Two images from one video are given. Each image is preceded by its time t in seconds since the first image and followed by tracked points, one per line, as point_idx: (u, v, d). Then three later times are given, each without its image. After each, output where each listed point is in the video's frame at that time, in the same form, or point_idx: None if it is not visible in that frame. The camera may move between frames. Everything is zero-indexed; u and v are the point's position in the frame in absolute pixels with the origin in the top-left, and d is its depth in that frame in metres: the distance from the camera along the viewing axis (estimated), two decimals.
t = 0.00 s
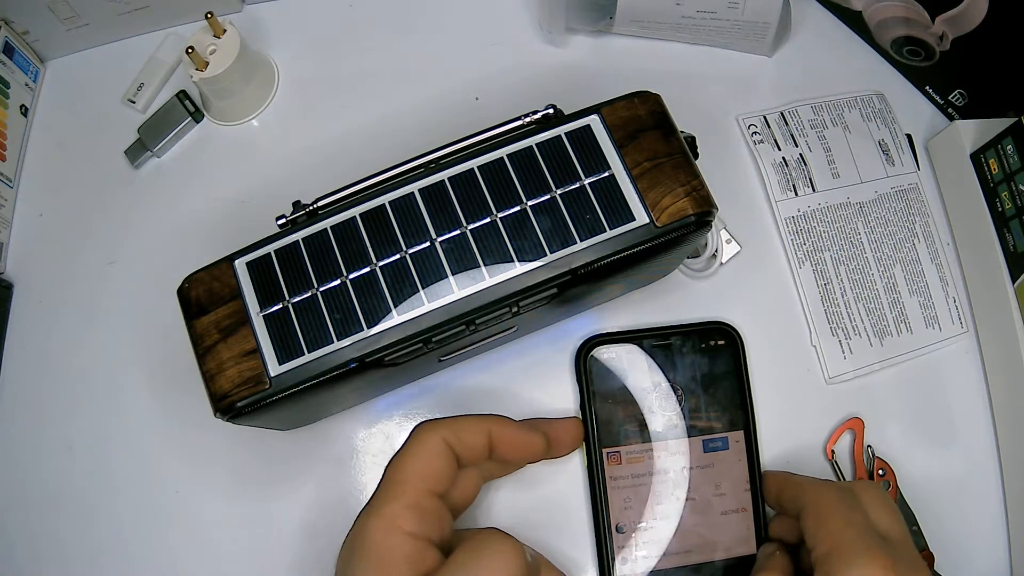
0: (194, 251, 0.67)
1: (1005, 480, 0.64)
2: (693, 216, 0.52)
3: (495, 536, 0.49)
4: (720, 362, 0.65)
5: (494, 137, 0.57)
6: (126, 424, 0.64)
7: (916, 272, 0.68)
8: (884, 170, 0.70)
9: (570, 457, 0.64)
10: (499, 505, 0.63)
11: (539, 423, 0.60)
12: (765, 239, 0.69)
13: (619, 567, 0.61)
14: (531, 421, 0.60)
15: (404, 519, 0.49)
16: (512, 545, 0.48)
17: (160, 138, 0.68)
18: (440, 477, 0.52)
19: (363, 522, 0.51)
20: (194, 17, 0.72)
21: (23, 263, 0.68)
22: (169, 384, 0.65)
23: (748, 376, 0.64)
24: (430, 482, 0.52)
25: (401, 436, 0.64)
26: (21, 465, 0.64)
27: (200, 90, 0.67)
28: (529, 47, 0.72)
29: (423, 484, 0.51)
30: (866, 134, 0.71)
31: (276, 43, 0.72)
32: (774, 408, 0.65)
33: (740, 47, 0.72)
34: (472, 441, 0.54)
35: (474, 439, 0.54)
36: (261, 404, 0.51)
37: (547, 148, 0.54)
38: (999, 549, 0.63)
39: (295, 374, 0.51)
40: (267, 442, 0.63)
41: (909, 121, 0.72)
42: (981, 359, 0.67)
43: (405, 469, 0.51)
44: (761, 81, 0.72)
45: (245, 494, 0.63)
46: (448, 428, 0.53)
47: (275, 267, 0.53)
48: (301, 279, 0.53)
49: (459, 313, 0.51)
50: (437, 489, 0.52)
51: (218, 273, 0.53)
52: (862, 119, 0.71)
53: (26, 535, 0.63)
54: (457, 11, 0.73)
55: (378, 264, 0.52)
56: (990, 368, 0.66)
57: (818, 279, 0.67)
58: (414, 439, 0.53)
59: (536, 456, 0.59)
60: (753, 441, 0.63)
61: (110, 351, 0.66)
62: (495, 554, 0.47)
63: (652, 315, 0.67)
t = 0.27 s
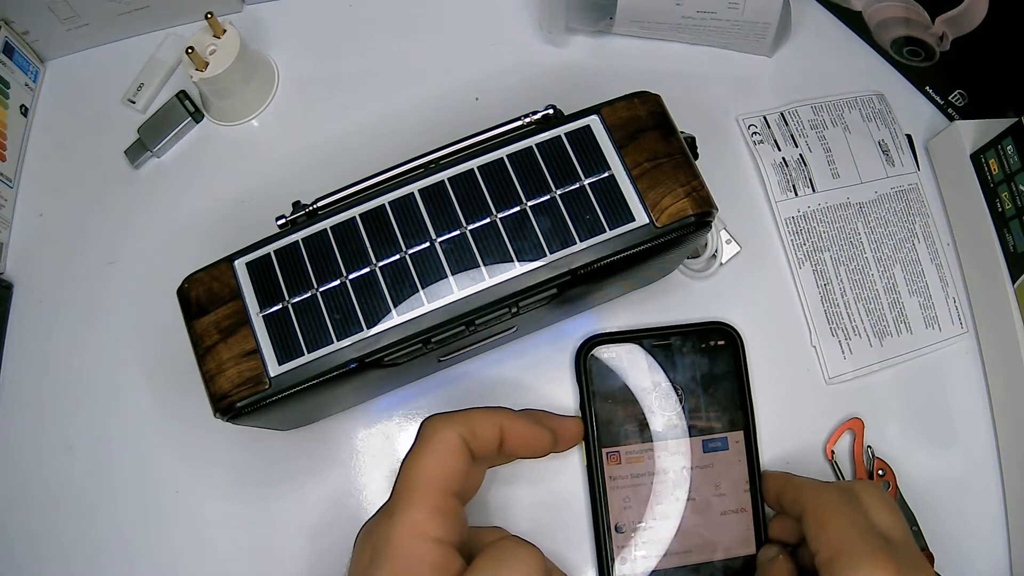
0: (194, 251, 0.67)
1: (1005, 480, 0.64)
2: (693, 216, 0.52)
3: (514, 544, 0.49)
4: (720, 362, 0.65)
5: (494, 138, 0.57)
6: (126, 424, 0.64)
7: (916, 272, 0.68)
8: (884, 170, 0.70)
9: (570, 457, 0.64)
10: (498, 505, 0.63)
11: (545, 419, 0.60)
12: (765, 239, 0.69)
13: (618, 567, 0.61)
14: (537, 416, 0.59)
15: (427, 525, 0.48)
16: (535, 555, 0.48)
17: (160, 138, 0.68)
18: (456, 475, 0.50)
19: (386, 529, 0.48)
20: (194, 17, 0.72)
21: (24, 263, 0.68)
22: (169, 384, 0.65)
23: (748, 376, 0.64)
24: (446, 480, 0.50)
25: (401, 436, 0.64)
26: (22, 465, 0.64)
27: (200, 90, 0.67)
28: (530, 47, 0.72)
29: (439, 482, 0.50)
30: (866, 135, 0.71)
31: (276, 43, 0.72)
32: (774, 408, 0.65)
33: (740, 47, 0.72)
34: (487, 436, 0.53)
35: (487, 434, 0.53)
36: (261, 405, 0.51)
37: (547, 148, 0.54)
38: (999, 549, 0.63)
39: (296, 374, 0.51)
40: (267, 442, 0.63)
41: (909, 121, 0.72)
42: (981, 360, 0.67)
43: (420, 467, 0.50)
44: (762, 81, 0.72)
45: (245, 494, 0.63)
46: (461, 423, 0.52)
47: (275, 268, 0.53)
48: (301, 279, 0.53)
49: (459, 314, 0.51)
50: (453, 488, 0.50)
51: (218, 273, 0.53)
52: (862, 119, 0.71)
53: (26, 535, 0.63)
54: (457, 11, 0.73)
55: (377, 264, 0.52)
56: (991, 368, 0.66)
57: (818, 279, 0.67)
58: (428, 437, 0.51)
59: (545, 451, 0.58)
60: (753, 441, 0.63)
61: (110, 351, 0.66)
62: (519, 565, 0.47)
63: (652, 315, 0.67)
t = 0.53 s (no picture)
0: (194, 250, 0.67)
1: (1005, 479, 0.64)
2: (693, 216, 0.52)
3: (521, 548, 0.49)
4: (720, 362, 0.65)
5: (494, 138, 0.57)
6: (126, 424, 0.64)
7: (916, 272, 0.68)
8: (884, 170, 0.70)
9: (570, 457, 0.64)
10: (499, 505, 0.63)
11: (548, 418, 0.59)
12: (765, 239, 0.69)
13: (618, 566, 0.61)
14: (540, 414, 0.59)
15: (433, 527, 0.48)
16: (541, 561, 0.48)
17: (160, 138, 0.68)
18: (462, 475, 0.50)
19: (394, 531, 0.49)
20: (194, 17, 0.72)
21: (23, 263, 0.68)
22: (169, 385, 0.65)
23: (748, 376, 0.64)
24: (452, 481, 0.50)
25: (401, 436, 0.64)
26: (22, 465, 0.64)
27: (200, 90, 0.67)
28: (530, 47, 0.72)
29: (445, 484, 0.50)
30: (866, 135, 0.71)
31: (276, 43, 0.72)
32: (774, 408, 0.65)
33: (740, 47, 0.72)
34: (491, 436, 0.52)
35: (492, 434, 0.53)
36: (261, 405, 0.51)
37: (547, 148, 0.54)
38: (999, 548, 0.63)
39: (296, 374, 0.51)
40: (268, 442, 0.63)
41: (909, 121, 0.72)
42: (981, 359, 0.67)
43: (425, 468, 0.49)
44: (762, 81, 0.73)
45: (245, 494, 0.63)
46: (466, 423, 0.51)
47: (275, 268, 0.53)
48: (301, 279, 0.53)
49: (459, 314, 0.51)
50: (458, 489, 0.50)
51: (218, 273, 0.53)
52: (862, 119, 0.71)
53: (26, 535, 0.63)
54: (457, 11, 0.73)
55: (378, 264, 0.52)
56: (991, 368, 0.66)
57: (818, 279, 0.68)
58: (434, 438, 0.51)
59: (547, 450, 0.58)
60: (753, 441, 0.63)
61: (110, 352, 0.66)
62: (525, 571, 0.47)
63: (652, 315, 0.67)
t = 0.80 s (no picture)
0: (194, 250, 0.68)
1: (1005, 479, 0.64)
2: (693, 216, 0.52)
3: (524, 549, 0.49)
4: (720, 362, 0.65)
5: (494, 138, 0.57)
6: (127, 424, 0.64)
7: (916, 272, 0.68)
8: (884, 170, 0.70)
9: (570, 457, 0.64)
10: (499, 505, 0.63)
11: (548, 417, 0.59)
12: (765, 239, 0.69)
13: (618, 566, 0.61)
14: (540, 414, 0.59)
15: (434, 527, 0.48)
16: (543, 562, 0.48)
17: (160, 138, 0.68)
18: (462, 475, 0.50)
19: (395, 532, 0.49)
20: (194, 17, 0.72)
21: (24, 263, 0.68)
22: (169, 385, 0.65)
23: (748, 376, 0.64)
24: (452, 481, 0.50)
25: (401, 437, 0.64)
26: (22, 465, 0.64)
27: (200, 90, 0.67)
28: (530, 47, 0.72)
29: (445, 484, 0.50)
30: (866, 135, 0.71)
31: (276, 43, 0.72)
32: (774, 408, 0.65)
33: (740, 47, 0.72)
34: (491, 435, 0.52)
35: (493, 434, 0.53)
36: (261, 405, 0.51)
37: (547, 149, 0.54)
38: (999, 548, 0.63)
39: (295, 374, 0.51)
40: (268, 442, 0.63)
41: (909, 121, 0.72)
42: (981, 359, 0.67)
43: (425, 468, 0.49)
44: (762, 81, 0.72)
45: (246, 494, 0.63)
46: (466, 423, 0.51)
47: (275, 268, 0.53)
48: (301, 279, 0.53)
49: (458, 314, 0.51)
50: (459, 489, 0.50)
51: (218, 273, 0.53)
52: (862, 119, 0.71)
53: (26, 534, 0.63)
54: (457, 11, 0.73)
55: (378, 264, 0.52)
56: (991, 368, 0.66)
57: (818, 279, 0.68)
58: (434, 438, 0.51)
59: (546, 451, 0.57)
60: (753, 441, 0.63)
61: (110, 352, 0.66)
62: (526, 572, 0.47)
63: (652, 315, 0.67)
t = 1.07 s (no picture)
0: (194, 250, 0.67)
1: (1005, 479, 0.64)
2: (693, 216, 0.52)
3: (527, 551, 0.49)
4: (720, 362, 0.65)
5: (494, 138, 0.57)
6: (127, 424, 0.64)
7: (916, 272, 0.68)
8: (884, 170, 0.70)
9: (570, 457, 0.64)
10: (499, 505, 0.63)
11: (548, 418, 0.59)
12: (765, 239, 0.69)
13: (618, 566, 0.61)
14: (540, 414, 0.59)
15: (436, 529, 0.48)
16: (545, 564, 0.48)
17: (160, 138, 0.68)
18: (464, 476, 0.50)
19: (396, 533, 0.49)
20: (194, 17, 0.72)
21: (24, 263, 0.68)
22: (169, 385, 0.65)
23: (748, 376, 0.64)
24: (453, 482, 0.50)
25: (401, 439, 0.64)
26: (22, 465, 0.64)
27: (200, 90, 0.67)
28: (530, 47, 0.72)
29: (446, 485, 0.50)
30: (866, 135, 0.71)
31: (276, 43, 0.72)
32: (774, 408, 0.65)
33: (740, 47, 0.72)
34: (493, 436, 0.52)
35: (494, 434, 0.53)
36: (261, 405, 0.51)
37: (547, 149, 0.54)
38: (999, 548, 0.63)
39: (295, 374, 0.51)
40: (268, 442, 0.63)
41: (909, 121, 0.72)
42: (981, 359, 0.67)
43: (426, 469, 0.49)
44: (762, 81, 0.72)
45: (246, 494, 0.63)
46: (468, 424, 0.51)
47: (275, 268, 0.53)
48: (301, 279, 0.53)
49: (458, 314, 0.51)
50: (460, 490, 0.50)
51: (218, 273, 0.53)
52: (862, 119, 0.71)
53: (26, 534, 0.63)
54: (457, 11, 0.73)
55: (378, 264, 0.52)
56: (991, 368, 0.66)
57: (818, 279, 0.68)
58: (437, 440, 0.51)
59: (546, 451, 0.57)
60: (753, 441, 0.63)
61: (110, 352, 0.66)
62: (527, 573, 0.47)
63: (652, 315, 0.67)
